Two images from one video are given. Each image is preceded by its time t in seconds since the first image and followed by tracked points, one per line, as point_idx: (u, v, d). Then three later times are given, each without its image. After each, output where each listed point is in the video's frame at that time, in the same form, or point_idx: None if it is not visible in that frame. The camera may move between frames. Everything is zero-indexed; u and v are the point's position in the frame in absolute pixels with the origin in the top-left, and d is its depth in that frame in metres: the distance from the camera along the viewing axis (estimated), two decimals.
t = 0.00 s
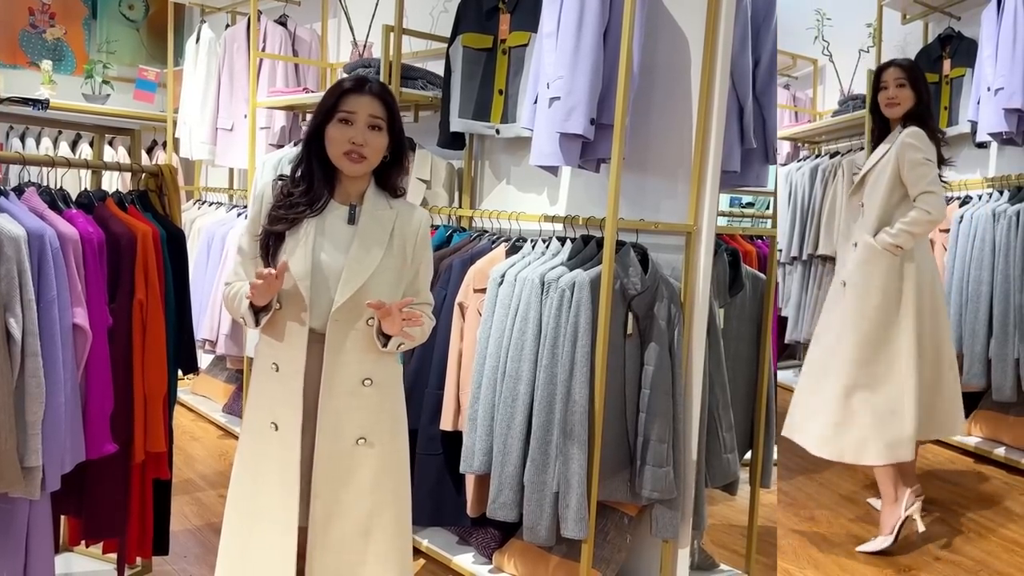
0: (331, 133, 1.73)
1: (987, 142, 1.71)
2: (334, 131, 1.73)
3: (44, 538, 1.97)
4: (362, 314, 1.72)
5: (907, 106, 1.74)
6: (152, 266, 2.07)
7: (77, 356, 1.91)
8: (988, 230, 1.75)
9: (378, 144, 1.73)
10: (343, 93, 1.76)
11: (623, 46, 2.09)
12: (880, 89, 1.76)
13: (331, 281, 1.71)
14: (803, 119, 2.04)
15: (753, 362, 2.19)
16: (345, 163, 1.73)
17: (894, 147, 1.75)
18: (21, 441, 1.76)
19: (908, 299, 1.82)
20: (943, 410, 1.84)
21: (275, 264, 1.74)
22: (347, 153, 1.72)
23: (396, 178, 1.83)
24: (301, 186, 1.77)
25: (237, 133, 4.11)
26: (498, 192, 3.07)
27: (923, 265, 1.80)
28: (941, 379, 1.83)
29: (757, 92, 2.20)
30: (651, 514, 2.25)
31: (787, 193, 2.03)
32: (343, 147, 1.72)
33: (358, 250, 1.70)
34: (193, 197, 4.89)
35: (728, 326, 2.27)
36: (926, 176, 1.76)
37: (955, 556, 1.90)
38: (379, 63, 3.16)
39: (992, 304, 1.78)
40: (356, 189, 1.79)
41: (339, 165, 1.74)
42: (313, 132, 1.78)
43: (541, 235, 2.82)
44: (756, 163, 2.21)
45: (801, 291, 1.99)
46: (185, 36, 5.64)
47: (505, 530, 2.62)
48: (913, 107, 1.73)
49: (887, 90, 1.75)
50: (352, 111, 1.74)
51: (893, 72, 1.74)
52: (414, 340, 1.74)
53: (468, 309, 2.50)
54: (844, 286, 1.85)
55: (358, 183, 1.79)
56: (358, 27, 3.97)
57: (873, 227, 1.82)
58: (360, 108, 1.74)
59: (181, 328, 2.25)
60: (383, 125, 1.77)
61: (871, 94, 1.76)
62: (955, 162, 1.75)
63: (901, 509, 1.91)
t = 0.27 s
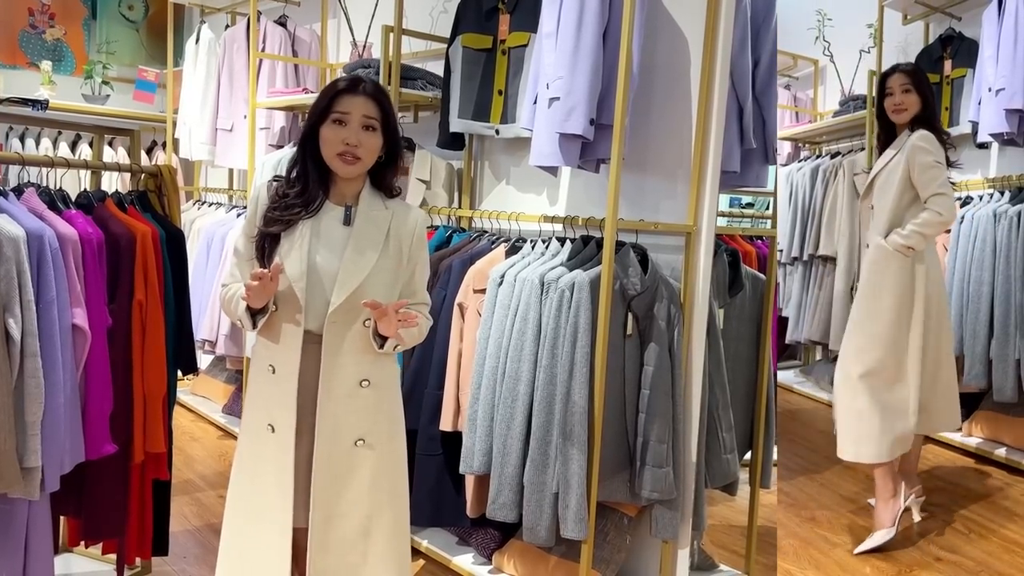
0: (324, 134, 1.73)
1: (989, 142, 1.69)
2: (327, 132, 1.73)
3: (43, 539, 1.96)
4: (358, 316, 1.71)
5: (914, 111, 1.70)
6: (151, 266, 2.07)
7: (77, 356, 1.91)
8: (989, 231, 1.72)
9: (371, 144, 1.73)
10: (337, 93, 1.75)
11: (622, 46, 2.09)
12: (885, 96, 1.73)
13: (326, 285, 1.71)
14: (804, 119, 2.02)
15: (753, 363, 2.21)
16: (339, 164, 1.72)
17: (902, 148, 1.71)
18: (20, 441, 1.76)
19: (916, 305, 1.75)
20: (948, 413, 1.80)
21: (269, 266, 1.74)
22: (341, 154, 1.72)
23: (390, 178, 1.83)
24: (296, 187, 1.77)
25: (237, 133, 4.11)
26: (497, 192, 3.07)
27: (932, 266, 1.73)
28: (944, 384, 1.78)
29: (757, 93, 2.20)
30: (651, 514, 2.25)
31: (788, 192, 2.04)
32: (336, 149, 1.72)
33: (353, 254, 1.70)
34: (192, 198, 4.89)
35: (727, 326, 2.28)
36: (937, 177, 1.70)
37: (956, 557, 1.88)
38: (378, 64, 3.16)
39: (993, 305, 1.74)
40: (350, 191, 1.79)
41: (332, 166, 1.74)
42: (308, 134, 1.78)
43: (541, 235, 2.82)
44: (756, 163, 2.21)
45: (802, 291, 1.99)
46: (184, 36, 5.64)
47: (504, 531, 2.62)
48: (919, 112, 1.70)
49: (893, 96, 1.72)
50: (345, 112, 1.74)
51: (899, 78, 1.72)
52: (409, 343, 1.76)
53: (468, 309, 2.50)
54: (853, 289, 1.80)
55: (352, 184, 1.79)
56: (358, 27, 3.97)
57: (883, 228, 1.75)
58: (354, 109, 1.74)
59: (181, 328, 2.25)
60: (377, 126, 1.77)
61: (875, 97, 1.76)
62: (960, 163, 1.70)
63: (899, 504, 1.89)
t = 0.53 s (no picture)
0: (321, 135, 1.73)
1: (989, 143, 1.67)
2: (323, 133, 1.73)
3: (43, 540, 1.96)
4: (359, 316, 1.71)
5: (916, 115, 1.73)
6: (151, 267, 2.07)
7: (77, 357, 1.91)
8: (989, 231, 1.70)
9: (367, 145, 1.73)
10: (333, 94, 1.75)
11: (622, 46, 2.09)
12: (888, 99, 1.75)
13: (327, 288, 1.71)
14: (804, 120, 2.03)
15: (752, 364, 2.22)
16: (336, 165, 1.72)
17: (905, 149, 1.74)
18: (20, 443, 1.76)
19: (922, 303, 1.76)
20: (950, 414, 1.79)
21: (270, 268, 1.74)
22: (338, 155, 1.72)
23: (387, 177, 1.82)
24: (295, 188, 1.76)
25: (237, 134, 4.11)
26: (497, 192, 3.07)
27: (936, 266, 1.73)
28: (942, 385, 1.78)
29: (757, 93, 2.20)
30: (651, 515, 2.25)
31: (789, 192, 2.07)
32: (333, 150, 1.72)
33: (353, 256, 1.70)
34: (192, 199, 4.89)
35: (728, 327, 2.28)
36: (940, 178, 1.71)
37: (956, 558, 1.88)
38: (378, 64, 3.16)
39: (994, 306, 1.71)
40: (348, 191, 1.79)
41: (330, 167, 1.74)
42: (304, 135, 1.77)
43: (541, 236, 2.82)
44: (756, 164, 2.21)
45: (802, 292, 2.00)
46: (184, 37, 5.64)
47: (505, 532, 2.61)
48: (923, 116, 1.73)
49: (896, 100, 1.74)
50: (341, 113, 1.74)
51: (903, 82, 1.73)
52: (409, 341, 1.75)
53: (468, 310, 2.50)
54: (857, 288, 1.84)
55: (350, 185, 1.79)
56: (358, 28, 3.97)
57: (886, 228, 1.78)
58: (350, 111, 1.73)
59: (181, 329, 2.24)
60: (374, 127, 1.76)
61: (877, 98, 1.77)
62: (962, 163, 1.70)
63: (899, 506, 1.92)
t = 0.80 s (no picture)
0: (318, 136, 1.73)
1: (989, 143, 1.70)
2: (320, 134, 1.72)
3: (44, 540, 1.96)
4: (360, 316, 1.71)
5: (917, 116, 1.75)
6: (151, 268, 2.07)
7: (77, 358, 1.91)
8: (990, 232, 1.73)
9: (364, 145, 1.73)
10: (329, 95, 1.74)
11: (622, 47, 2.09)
12: (888, 101, 1.77)
13: (329, 287, 1.72)
14: (805, 121, 2.03)
15: (750, 364, 2.22)
16: (334, 165, 1.72)
17: (903, 148, 1.76)
18: (21, 443, 1.76)
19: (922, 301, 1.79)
20: (952, 413, 1.82)
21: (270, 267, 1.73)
22: (335, 155, 1.72)
23: (386, 177, 1.82)
24: (294, 189, 1.77)
25: (236, 135, 4.11)
26: (497, 193, 3.08)
27: (936, 266, 1.75)
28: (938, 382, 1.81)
29: (756, 94, 2.20)
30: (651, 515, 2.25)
31: (789, 193, 2.07)
32: (331, 151, 1.71)
33: (354, 252, 1.70)
34: (192, 199, 4.89)
35: (727, 328, 2.28)
36: (938, 177, 1.74)
37: (957, 558, 1.89)
38: (378, 65, 3.16)
39: (994, 305, 1.74)
40: (348, 192, 1.79)
41: (329, 168, 1.73)
42: (302, 136, 1.77)
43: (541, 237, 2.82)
44: (755, 165, 2.22)
45: (802, 293, 2.00)
46: (184, 38, 5.64)
47: (505, 532, 2.62)
48: (923, 116, 1.75)
49: (896, 101, 1.76)
50: (337, 113, 1.73)
51: (903, 83, 1.75)
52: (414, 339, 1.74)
53: (467, 310, 2.50)
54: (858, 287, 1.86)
55: (349, 185, 1.79)
56: (357, 29, 3.97)
57: (885, 227, 1.80)
58: (345, 111, 1.73)
59: (180, 329, 2.24)
60: (370, 126, 1.75)
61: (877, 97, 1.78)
62: (962, 163, 1.72)
63: (898, 506, 1.93)
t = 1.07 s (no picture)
0: (314, 137, 1.72)
1: (989, 143, 1.69)
2: (316, 135, 1.72)
3: (43, 541, 1.97)
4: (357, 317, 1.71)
5: (915, 113, 1.76)
6: (151, 269, 2.07)
7: (77, 359, 1.91)
8: (990, 232, 1.72)
9: (360, 145, 1.73)
10: (326, 95, 1.74)
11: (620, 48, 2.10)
12: (887, 98, 1.78)
13: (326, 285, 1.72)
14: (804, 121, 2.04)
15: (750, 365, 2.22)
16: (331, 165, 1.72)
17: (902, 146, 1.77)
18: (20, 444, 1.76)
19: (922, 300, 1.80)
20: (950, 414, 1.81)
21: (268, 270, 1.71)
22: (332, 156, 1.72)
23: (384, 177, 1.83)
24: (292, 190, 1.77)
25: (236, 136, 4.12)
26: (496, 194, 3.08)
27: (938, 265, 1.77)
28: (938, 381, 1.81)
29: (754, 96, 2.21)
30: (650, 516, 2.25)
31: (789, 193, 2.07)
32: (327, 150, 1.71)
33: (354, 249, 1.71)
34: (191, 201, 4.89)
35: (726, 329, 2.28)
36: (941, 176, 1.74)
37: (957, 559, 1.88)
38: (376, 66, 3.16)
39: (994, 305, 1.75)
40: (345, 195, 1.79)
41: (324, 167, 1.73)
42: (300, 137, 1.77)
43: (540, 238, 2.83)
44: (754, 166, 2.22)
45: (802, 293, 2.02)
46: (184, 39, 5.64)
47: (504, 533, 2.61)
48: (920, 114, 1.75)
49: (893, 99, 1.77)
50: (333, 114, 1.73)
51: (901, 81, 1.76)
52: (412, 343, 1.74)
53: (466, 311, 2.50)
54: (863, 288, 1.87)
55: (347, 187, 1.79)
56: (356, 30, 3.97)
57: (888, 227, 1.81)
58: (341, 111, 1.73)
59: (180, 330, 2.25)
60: (365, 125, 1.75)
61: (877, 98, 1.79)
62: (961, 163, 1.72)
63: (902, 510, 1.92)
